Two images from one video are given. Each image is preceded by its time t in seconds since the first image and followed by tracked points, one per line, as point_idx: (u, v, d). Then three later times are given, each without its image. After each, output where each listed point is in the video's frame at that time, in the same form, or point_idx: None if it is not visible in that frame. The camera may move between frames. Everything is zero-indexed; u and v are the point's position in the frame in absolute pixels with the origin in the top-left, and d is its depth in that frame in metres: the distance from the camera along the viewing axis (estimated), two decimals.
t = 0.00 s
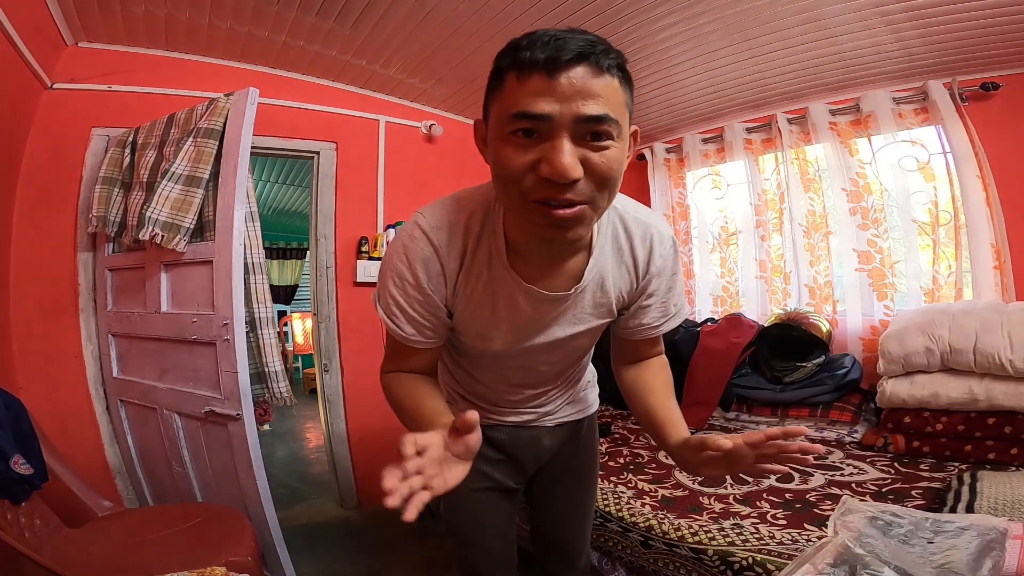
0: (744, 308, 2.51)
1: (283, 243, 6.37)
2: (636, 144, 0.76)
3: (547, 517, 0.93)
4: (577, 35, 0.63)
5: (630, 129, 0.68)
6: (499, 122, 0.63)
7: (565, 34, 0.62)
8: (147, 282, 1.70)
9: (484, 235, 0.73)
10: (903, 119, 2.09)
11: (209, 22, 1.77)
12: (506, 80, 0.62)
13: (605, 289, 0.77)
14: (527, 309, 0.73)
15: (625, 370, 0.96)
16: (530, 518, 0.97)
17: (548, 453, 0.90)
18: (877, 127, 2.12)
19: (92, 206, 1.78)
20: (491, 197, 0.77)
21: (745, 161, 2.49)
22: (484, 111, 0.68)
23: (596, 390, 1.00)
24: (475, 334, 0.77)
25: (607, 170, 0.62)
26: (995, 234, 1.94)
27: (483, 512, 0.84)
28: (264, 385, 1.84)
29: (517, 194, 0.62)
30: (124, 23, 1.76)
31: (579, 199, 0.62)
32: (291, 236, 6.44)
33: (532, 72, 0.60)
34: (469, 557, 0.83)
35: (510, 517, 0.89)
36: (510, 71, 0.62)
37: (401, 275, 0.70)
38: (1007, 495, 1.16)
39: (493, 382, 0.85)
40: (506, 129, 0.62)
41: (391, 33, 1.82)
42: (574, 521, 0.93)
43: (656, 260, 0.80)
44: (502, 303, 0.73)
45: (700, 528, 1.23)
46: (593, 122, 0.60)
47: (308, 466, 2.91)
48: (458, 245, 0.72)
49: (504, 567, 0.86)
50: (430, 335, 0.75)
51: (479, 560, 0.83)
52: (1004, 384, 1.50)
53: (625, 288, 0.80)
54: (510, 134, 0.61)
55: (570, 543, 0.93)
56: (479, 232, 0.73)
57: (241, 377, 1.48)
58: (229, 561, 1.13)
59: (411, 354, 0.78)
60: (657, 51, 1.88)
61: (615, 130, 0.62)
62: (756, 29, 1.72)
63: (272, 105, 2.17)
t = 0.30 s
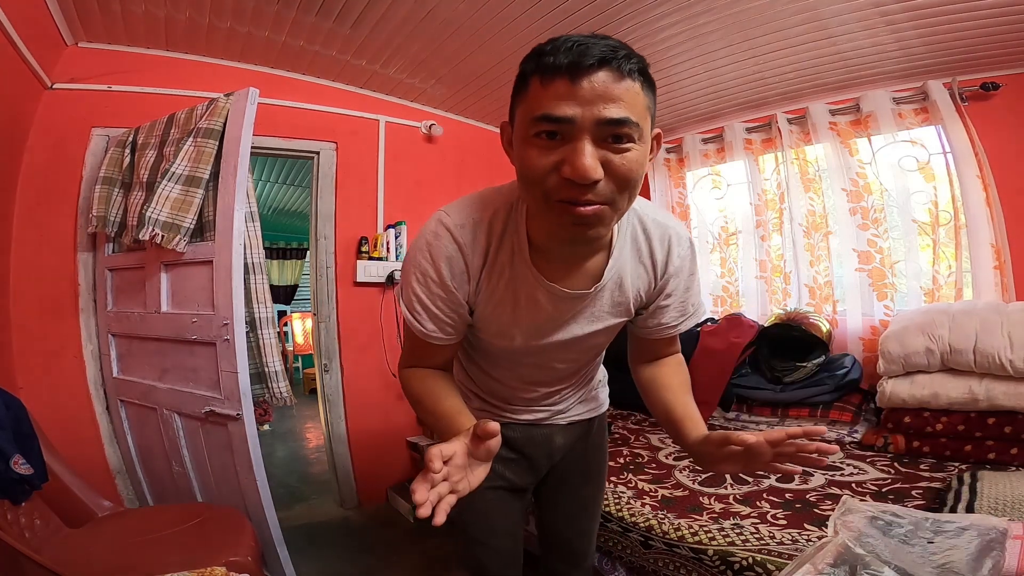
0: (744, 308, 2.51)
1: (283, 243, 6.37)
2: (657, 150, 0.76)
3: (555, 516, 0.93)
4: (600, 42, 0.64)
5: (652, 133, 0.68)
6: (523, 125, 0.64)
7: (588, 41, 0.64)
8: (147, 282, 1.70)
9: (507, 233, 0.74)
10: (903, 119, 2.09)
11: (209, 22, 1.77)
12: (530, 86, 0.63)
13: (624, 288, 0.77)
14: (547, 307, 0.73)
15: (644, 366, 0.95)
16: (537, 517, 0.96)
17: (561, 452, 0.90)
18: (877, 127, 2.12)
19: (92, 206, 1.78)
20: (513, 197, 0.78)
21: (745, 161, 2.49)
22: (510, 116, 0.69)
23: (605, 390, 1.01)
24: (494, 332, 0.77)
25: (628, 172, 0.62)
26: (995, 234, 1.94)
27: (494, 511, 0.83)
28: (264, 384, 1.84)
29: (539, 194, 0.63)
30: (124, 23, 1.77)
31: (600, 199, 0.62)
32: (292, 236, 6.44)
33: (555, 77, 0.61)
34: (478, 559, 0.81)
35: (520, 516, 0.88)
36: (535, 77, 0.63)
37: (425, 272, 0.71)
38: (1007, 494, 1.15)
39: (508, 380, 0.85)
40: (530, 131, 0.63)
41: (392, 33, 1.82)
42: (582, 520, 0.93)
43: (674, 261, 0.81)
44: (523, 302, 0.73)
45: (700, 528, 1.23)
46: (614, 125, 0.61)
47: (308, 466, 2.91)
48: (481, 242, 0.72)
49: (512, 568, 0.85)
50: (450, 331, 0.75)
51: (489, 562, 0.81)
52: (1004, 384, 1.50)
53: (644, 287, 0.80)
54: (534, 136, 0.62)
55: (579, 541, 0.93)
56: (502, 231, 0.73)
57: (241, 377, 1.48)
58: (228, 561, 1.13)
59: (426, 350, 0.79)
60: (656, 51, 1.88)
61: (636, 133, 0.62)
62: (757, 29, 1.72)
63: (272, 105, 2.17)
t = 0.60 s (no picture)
0: (745, 308, 2.51)
1: (283, 243, 6.36)
2: (665, 141, 0.75)
3: (560, 517, 0.92)
4: (593, 39, 0.62)
5: (651, 129, 0.66)
6: (521, 127, 0.65)
7: (580, 39, 0.62)
8: (147, 282, 1.70)
9: (517, 227, 0.73)
10: (903, 119, 2.09)
11: (209, 22, 1.77)
12: (525, 89, 0.63)
13: (631, 281, 0.77)
14: (557, 298, 0.74)
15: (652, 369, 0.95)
16: (542, 517, 0.96)
17: (570, 453, 0.89)
18: (877, 127, 2.12)
19: (92, 206, 1.78)
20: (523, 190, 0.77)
21: (745, 161, 2.49)
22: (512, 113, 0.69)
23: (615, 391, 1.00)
24: (504, 324, 0.77)
25: (623, 173, 0.62)
26: (995, 234, 1.94)
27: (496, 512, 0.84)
28: (264, 384, 1.84)
29: (539, 193, 0.64)
30: (124, 23, 1.77)
31: (595, 199, 0.63)
32: (292, 236, 6.44)
33: (546, 81, 0.60)
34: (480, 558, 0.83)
35: (525, 516, 0.88)
36: (529, 80, 0.63)
37: (437, 264, 0.71)
38: (1007, 494, 1.15)
39: (517, 374, 0.84)
40: (527, 134, 0.63)
41: (392, 33, 1.82)
42: (588, 522, 0.93)
43: (683, 254, 0.80)
44: (532, 293, 0.74)
45: (700, 528, 1.23)
46: (606, 128, 0.60)
47: (308, 467, 2.91)
48: (493, 235, 0.72)
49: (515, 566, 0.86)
50: (461, 324, 0.75)
51: (492, 561, 0.83)
52: (1004, 384, 1.50)
53: (653, 280, 0.80)
54: (531, 139, 0.63)
55: (582, 543, 0.93)
56: (512, 224, 0.73)
57: (241, 377, 1.48)
58: (229, 561, 1.13)
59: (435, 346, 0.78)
60: (656, 51, 1.88)
61: (630, 134, 0.61)
62: (757, 28, 1.72)
63: (272, 105, 2.17)
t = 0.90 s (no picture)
0: (745, 308, 2.51)
1: (283, 243, 6.36)
2: (662, 129, 0.78)
3: (570, 527, 0.92)
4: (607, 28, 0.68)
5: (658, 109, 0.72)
6: (542, 100, 0.68)
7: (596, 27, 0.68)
8: (147, 282, 1.70)
9: (527, 207, 0.77)
10: (903, 119, 2.09)
11: (209, 22, 1.77)
12: (547, 66, 0.67)
13: (641, 263, 0.77)
14: (563, 271, 0.75)
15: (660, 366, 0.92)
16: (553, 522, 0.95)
17: (582, 458, 0.88)
18: (877, 127, 2.12)
19: (92, 206, 1.78)
20: (534, 178, 0.81)
21: (745, 161, 2.49)
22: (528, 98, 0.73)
23: (631, 400, 0.98)
24: (514, 303, 0.78)
25: (638, 135, 0.65)
26: (995, 234, 1.94)
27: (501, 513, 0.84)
28: (264, 385, 1.84)
29: (560, 155, 0.66)
30: (124, 23, 1.77)
31: (615, 157, 0.65)
32: (292, 236, 6.44)
33: (569, 54, 0.65)
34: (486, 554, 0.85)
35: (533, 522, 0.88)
36: (551, 59, 0.67)
37: (447, 240, 0.73)
38: (1008, 494, 1.15)
39: (528, 362, 0.84)
40: (548, 102, 0.67)
41: (392, 33, 1.82)
42: (599, 533, 0.91)
43: (691, 241, 0.80)
44: (542, 268, 0.75)
45: (700, 528, 1.23)
46: (623, 94, 0.65)
47: (308, 467, 2.91)
48: (503, 215, 0.75)
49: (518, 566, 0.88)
50: (470, 301, 0.76)
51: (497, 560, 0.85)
52: (1004, 384, 1.50)
53: (662, 264, 0.79)
54: (553, 107, 0.66)
55: (590, 556, 0.92)
56: (522, 203, 0.77)
57: (241, 377, 1.48)
58: (229, 561, 1.13)
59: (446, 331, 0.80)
60: (656, 51, 1.88)
61: (644, 102, 0.66)
62: (757, 28, 1.72)
63: (272, 105, 2.17)
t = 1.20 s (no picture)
0: (745, 308, 2.51)
1: (283, 243, 6.35)
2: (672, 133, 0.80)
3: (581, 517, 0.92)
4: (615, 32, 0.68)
5: (666, 116, 0.71)
6: (547, 107, 0.68)
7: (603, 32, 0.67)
8: (147, 282, 1.70)
9: (535, 208, 0.77)
10: (903, 119, 2.09)
11: (209, 22, 1.77)
12: (553, 73, 0.68)
13: (649, 263, 0.78)
14: (572, 273, 0.75)
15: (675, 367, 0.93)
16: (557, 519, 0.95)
17: (595, 450, 0.90)
18: (877, 127, 2.12)
19: (92, 206, 1.78)
20: (542, 179, 0.81)
21: (745, 161, 2.49)
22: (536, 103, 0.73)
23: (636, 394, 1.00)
24: (521, 304, 0.79)
25: (641, 145, 0.65)
26: (995, 234, 1.94)
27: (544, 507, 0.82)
28: (264, 384, 1.84)
29: (562, 164, 0.67)
30: (124, 23, 1.77)
31: (616, 167, 0.65)
32: (292, 236, 6.44)
33: (574, 62, 0.65)
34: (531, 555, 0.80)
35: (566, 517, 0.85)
36: (557, 65, 0.67)
37: (457, 242, 0.74)
38: (1008, 494, 1.15)
39: (536, 360, 0.85)
40: (553, 110, 0.67)
41: (392, 33, 1.82)
42: (605, 524, 0.94)
43: (700, 240, 0.79)
44: (550, 269, 0.76)
45: (700, 527, 1.23)
46: (627, 103, 0.64)
47: (308, 466, 2.91)
48: (512, 215, 0.76)
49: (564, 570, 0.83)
50: (477, 302, 0.77)
51: (543, 562, 0.80)
52: (1004, 384, 1.50)
53: (672, 265, 0.79)
54: (557, 115, 0.67)
55: (597, 543, 0.94)
56: (531, 205, 0.77)
57: (241, 377, 1.48)
58: (229, 561, 1.13)
59: (455, 328, 0.81)
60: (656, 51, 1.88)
61: (648, 111, 0.66)
62: (756, 28, 1.72)
63: (272, 105, 2.17)
